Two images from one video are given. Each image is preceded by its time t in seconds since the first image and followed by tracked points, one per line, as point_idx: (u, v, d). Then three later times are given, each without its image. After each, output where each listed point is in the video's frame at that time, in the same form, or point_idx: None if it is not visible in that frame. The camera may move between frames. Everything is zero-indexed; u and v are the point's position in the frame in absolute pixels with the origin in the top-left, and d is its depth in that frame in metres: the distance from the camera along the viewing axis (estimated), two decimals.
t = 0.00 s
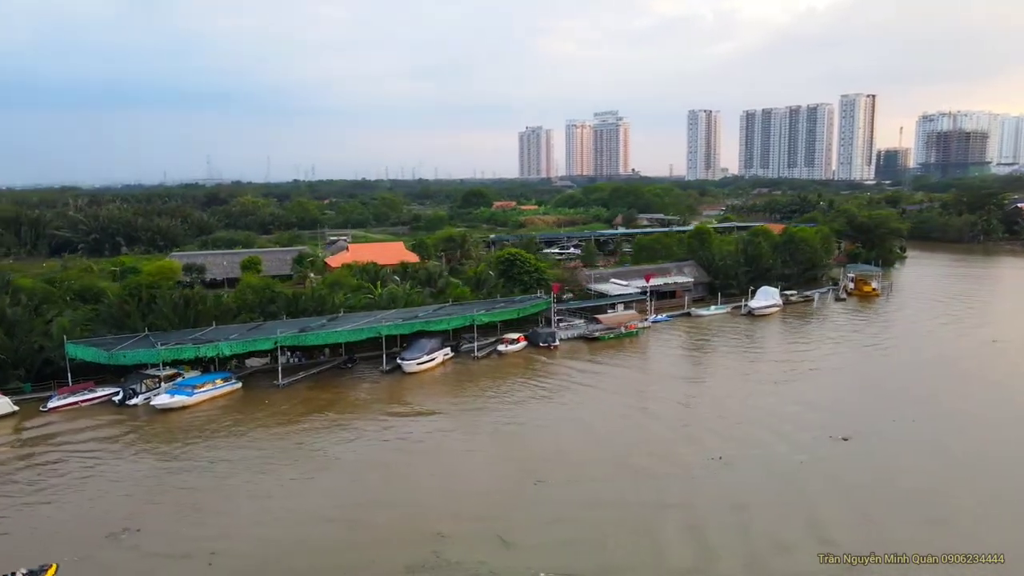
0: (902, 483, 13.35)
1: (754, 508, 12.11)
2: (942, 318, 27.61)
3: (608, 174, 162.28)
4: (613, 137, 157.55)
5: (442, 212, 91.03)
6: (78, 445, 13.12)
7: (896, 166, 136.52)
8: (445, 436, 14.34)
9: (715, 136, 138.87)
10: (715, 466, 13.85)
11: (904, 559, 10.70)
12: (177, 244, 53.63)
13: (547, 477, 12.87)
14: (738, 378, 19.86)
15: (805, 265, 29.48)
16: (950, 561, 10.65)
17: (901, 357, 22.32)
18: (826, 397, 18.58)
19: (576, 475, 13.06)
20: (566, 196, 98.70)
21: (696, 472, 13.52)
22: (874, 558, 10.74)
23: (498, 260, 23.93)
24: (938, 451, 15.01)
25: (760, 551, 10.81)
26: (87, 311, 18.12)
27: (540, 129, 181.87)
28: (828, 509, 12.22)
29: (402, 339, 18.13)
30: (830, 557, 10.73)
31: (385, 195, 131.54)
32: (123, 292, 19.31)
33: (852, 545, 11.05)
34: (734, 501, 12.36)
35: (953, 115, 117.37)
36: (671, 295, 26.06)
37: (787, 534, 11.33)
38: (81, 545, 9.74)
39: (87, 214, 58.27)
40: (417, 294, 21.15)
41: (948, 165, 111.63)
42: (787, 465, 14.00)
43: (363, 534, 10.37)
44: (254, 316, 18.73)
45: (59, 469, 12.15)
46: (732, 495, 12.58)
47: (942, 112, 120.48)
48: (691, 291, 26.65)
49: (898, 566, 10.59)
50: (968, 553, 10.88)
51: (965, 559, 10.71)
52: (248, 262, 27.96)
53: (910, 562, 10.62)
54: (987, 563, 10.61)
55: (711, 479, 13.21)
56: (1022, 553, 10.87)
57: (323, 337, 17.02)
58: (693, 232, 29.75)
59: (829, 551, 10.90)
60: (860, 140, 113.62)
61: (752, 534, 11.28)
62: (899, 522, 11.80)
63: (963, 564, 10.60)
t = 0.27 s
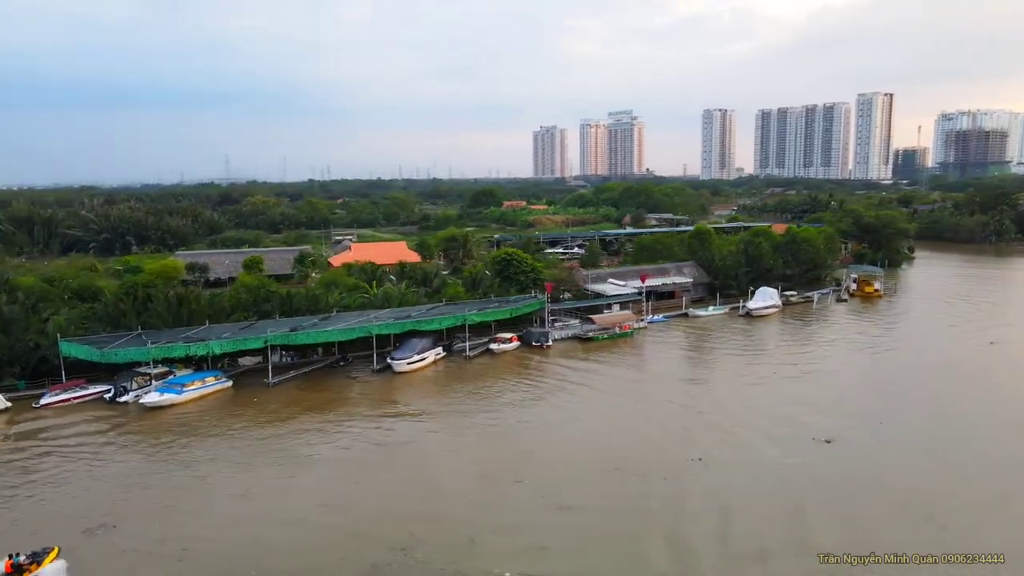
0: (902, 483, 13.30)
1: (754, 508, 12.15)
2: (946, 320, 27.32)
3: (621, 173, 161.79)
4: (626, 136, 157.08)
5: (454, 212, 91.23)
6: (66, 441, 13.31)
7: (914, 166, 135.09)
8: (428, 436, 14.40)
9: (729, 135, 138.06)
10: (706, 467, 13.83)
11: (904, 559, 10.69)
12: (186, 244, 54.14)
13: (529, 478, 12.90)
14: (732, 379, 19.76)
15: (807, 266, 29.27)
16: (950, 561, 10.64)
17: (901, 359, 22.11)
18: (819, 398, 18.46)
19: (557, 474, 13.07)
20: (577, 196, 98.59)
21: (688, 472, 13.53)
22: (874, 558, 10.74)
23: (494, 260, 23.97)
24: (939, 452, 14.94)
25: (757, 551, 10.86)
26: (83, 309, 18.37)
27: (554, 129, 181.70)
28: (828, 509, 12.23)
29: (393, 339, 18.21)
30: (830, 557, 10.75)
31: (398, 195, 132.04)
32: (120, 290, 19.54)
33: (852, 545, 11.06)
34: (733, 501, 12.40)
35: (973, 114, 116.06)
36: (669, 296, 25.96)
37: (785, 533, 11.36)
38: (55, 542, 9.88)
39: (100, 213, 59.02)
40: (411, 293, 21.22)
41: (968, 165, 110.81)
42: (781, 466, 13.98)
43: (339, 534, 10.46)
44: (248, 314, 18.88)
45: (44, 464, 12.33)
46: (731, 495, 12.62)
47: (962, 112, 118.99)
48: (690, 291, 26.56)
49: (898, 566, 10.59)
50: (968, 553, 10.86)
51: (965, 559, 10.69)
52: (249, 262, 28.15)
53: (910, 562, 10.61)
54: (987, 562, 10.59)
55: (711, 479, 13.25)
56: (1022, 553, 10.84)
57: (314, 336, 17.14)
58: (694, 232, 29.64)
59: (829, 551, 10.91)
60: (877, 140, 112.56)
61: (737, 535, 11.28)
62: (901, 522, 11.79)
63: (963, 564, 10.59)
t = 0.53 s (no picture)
0: (899, 485, 13.25)
1: (753, 508, 12.11)
2: (949, 321, 27.00)
3: (636, 173, 161.26)
4: (640, 136, 156.53)
5: (466, 211, 91.30)
6: (52, 437, 13.53)
7: (935, 165, 133.21)
8: (411, 436, 14.46)
9: (745, 134, 137.12)
10: (695, 467, 13.79)
11: (903, 559, 10.67)
12: (197, 243, 54.69)
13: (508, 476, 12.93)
14: (724, 380, 19.65)
15: (809, 267, 29.04)
16: (950, 561, 10.61)
17: (899, 361, 21.88)
18: (811, 400, 18.30)
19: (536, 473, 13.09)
20: (590, 195, 98.31)
21: (680, 472, 13.51)
22: (874, 558, 10.71)
23: (490, 259, 24.00)
24: (938, 453, 14.85)
25: (753, 550, 10.82)
26: (80, 307, 18.65)
27: (570, 128, 181.46)
28: (829, 510, 12.17)
29: (384, 338, 18.31)
30: (830, 557, 10.73)
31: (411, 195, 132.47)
32: (117, 289, 19.82)
33: (852, 545, 11.03)
34: (731, 501, 12.37)
35: (996, 113, 114.14)
36: (666, 296, 25.87)
37: (782, 533, 11.30)
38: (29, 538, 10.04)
39: (114, 212, 59.76)
40: (405, 293, 21.31)
41: (989, 164, 109.26)
42: (775, 467, 13.93)
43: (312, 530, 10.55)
44: (241, 313, 19.08)
45: (29, 460, 12.54)
46: (727, 496, 12.58)
47: (985, 110, 117.13)
48: (688, 291, 26.46)
49: (898, 566, 10.57)
50: (967, 553, 10.83)
51: (965, 559, 10.66)
52: (250, 261, 28.40)
53: (910, 562, 10.58)
54: (987, 562, 10.57)
55: (708, 479, 13.22)
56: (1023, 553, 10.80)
57: (303, 335, 17.28)
58: (695, 232, 29.52)
59: (829, 551, 10.89)
60: (896, 139, 111.07)
61: (724, 535, 11.23)
62: (903, 523, 11.73)
63: (963, 564, 10.56)
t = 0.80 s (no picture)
0: (897, 485, 13.21)
1: (753, 509, 12.10)
2: (952, 322, 26.70)
3: (648, 173, 160.69)
4: (653, 135, 155.92)
5: (477, 211, 91.26)
6: (40, 434, 13.70)
7: (953, 165, 131.62)
8: (393, 434, 14.51)
9: (760, 134, 136.16)
10: (688, 468, 13.76)
11: (904, 559, 10.67)
12: (206, 243, 55.39)
13: (491, 471, 12.95)
14: (716, 381, 19.55)
15: (811, 268, 28.83)
16: (950, 561, 10.62)
17: (898, 363, 21.67)
18: (803, 402, 18.18)
19: (518, 470, 13.09)
20: (602, 195, 97.99)
21: (674, 472, 13.50)
22: (874, 558, 10.70)
23: (487, 259, 24.01)
24: (937, 454, 14.79)
25: (750, 550, 10.81)
26: (77, 306, 18.89)
27: (584, 128, 181.13)
28: (830, 511, 12.14)
29: (375, 338, 18.39)
30: (830, 557, 10.71)
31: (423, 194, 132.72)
32: (114, 287, 20.06)
33: (851, 545, 11.03)
34: (730, 501, 12.35)
35: (1016, 111, 112.50)
36: (664, 297, 25.78)
37: (780, 535, 11.28)
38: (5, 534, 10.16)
39: (126, 211, 60.32)
40: (399, 293, 21.40)
41: (1009, 164, 107.35)
42: (770, 468, 13.86)
43: (289, 524, 10.63)
44: (235, 313, 19.24)
45: (15, 457, 12.71)
46: (723, 496, 12.55)
47: (1004, 109, 115.53)
48: (687, 292, 26.35)
49: (898, 566, 10.57)
50: (967, 553, 10.84)
51: (965, 559, 10.67)
52: (251, 261, 28.63)
53: (910, 562, 10.59)
54: (987, 562, 10.57)
55: (705, 480, 13.21)
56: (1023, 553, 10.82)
57: (294, 335, 17.39)
58: (696, 232, 29.39)
59: (829, 551, 10.88)
60: (914, 138, 109.79)
61: (717, 535, 11.20)
62: (905, 524, 11.70)
63: (963, 564, 10.57)
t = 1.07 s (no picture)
0: (895, 486, 13.18)
1: (751, 509, 12.12)
2: (953, 323, 26.46)
3: (660, 173, 160.21)
4: (665, 135, 155.41)
5: (486, 211, 91.36)
6: (27, 432, 13.88)
7: (970, 165, 130.14)
8: (375, 435, 14.58)
9: (775, 133, 135.31)
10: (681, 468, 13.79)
11: (903, 559, 10.69)
12: (214, 243, 55.90)
13: (467, 471, 12.97)
14: (707, 383, 19.49)
15: (811, 269, 28.67)
16: (950, 561, 10.63)
17: (893, 364, 21.52)
18: (793, 403, 18.09)
19: (496, 471, 13.11)
20: (611, 195, 97.82)
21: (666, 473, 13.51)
22: (874, 558, 10.72)
23: (482, 259, 24.07)
24: (937, 455, 14.75)
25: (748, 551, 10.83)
26: (73, 304, 19.16)
27: (597, 128, 180.85)
28: (831, 511, 12.14)
29: (365, 338, 18.51)
30: (830, 557, 10.72)
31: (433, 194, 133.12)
32: (111, 286, 20.31)
33: (852, 545, 11.05)
34: (729, 502, 12.38)
35: None
36: (660, 298, 25.72)
37: (777, 535, 11.30)
38: None
39: (137, 211, 61.04)
40: (392, 292, 21.50)
41: None
42: (765, 469, 13.87)
43: (262, 523, 10.71)
44: (228, 312, 19.43)
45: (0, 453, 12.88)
46: (716, 497, 12.56)
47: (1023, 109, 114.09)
48: (684, 293, 26.29)
49: (897, 566, 10.59)
50: (967, 553, 10.85)
51: (964, 559, 10.68)
52: (252, 260, 28.86)
53: (909, 562, 10.61)
54: (987, 562, 10.59)
55: (700, 481, 13.22)
56: (1022, 553, 10.83)
57: (283, 334, 17.53)
58: (696, 233, 29.33)
59: (829, 551, 10.90)
60: (930, 138, 108.60)
61: (709, 535, 11.23)
62: (906, 525, 11.69)
63: (962, 563, 10.58)
